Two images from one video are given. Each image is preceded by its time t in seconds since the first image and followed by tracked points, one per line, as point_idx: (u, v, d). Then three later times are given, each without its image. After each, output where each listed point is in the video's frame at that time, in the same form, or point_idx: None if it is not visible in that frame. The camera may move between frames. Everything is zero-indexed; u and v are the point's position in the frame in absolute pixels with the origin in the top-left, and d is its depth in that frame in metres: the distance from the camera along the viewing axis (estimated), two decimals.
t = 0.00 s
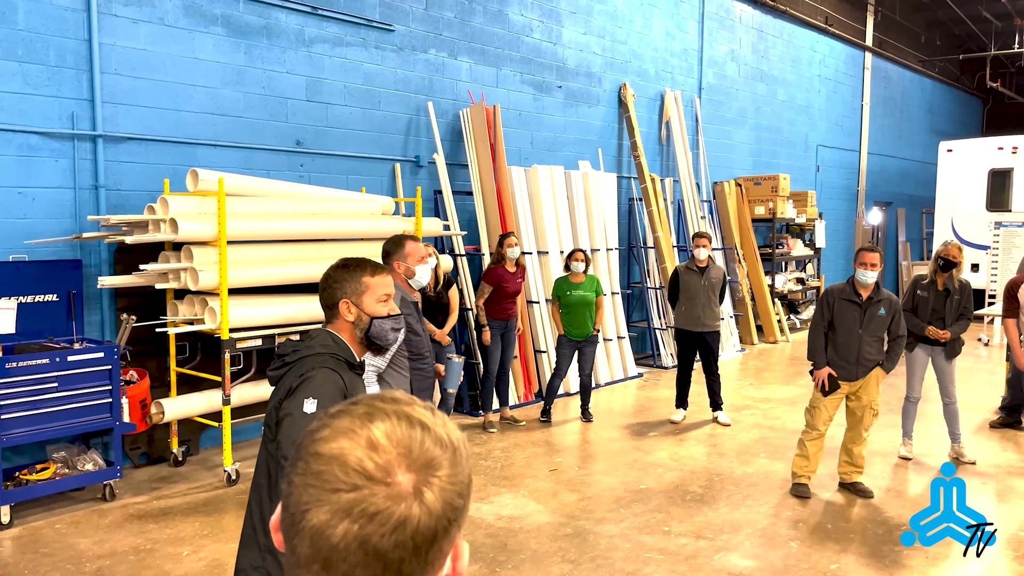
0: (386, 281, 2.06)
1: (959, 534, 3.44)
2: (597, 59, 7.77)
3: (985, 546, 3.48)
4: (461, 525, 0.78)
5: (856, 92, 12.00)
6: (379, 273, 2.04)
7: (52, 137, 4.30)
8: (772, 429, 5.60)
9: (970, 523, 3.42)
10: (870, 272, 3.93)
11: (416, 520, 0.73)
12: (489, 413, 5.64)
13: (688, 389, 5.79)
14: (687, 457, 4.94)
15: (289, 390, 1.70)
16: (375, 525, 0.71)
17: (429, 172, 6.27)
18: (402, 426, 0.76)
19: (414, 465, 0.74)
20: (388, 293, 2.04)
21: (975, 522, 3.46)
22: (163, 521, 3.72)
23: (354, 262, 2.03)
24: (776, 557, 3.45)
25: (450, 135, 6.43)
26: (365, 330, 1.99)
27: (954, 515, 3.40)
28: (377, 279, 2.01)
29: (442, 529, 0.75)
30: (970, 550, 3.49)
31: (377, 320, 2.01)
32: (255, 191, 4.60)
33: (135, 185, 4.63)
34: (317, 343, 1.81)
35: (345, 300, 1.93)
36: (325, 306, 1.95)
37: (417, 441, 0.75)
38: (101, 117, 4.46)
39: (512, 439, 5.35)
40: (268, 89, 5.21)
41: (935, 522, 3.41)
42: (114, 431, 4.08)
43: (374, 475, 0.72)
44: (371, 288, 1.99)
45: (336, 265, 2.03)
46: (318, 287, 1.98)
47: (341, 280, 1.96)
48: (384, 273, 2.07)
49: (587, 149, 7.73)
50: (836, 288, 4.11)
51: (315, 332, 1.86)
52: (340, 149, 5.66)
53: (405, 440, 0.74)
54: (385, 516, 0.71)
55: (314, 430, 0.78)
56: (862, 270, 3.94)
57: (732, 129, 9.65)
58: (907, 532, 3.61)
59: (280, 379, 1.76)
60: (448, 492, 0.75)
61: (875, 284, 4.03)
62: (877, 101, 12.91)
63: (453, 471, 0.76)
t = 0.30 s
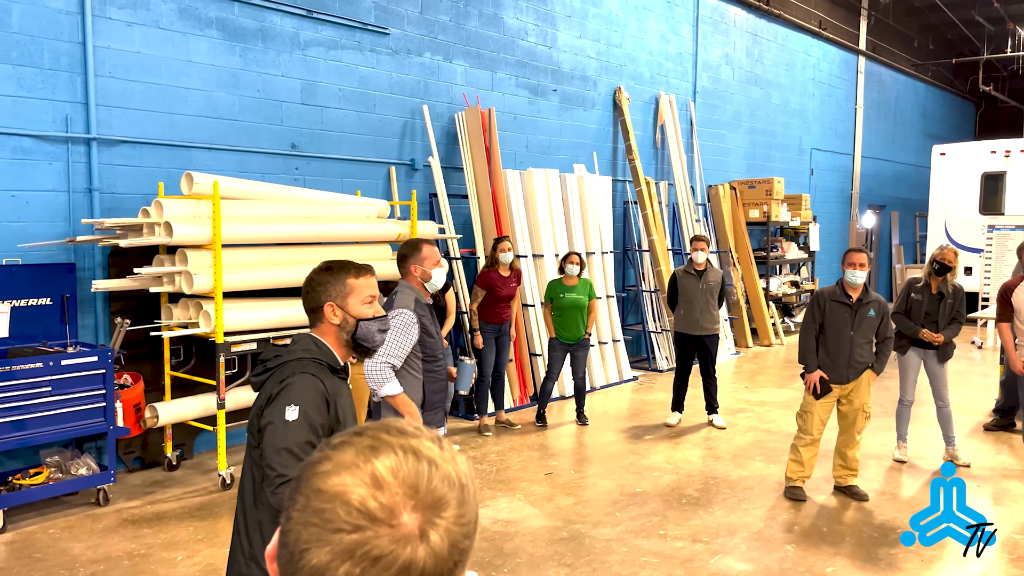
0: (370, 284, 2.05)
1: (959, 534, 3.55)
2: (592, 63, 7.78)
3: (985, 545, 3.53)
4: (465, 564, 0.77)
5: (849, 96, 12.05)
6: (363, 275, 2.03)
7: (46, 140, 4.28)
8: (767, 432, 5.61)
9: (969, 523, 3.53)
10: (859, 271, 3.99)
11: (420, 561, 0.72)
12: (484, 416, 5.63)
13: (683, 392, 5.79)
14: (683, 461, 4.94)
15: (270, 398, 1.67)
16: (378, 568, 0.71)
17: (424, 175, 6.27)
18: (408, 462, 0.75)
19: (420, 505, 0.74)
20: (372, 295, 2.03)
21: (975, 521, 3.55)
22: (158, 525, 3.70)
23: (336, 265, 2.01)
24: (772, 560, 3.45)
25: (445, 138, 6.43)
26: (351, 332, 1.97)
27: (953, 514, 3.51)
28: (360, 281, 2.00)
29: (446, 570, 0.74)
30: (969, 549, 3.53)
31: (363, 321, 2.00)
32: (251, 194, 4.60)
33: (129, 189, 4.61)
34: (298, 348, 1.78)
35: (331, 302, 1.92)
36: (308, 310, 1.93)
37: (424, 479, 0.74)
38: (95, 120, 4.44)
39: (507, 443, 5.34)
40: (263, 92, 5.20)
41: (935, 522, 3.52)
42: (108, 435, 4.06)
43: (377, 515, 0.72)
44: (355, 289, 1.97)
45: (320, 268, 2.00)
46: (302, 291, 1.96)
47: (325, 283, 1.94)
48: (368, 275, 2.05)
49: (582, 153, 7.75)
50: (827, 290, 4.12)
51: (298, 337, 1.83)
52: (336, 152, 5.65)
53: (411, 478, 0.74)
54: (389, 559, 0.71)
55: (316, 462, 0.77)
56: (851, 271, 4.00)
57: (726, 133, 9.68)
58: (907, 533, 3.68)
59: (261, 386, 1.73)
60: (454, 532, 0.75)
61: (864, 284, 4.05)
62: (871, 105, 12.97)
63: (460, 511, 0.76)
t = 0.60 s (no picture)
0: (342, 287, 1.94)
1: (960, 534, 3.56)
2: (587, 65, 7.79)
3: (985, 545, 3.55)
4: None
5: (843, 99, 12.09)
6: (335, 277, 1.92)
7: (39, 141, 4.27)
8: (763, 434, 5.61)
9: (970, 523, 3.56)
10: (840, 272, 4.02)
11: None
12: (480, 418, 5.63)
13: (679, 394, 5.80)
14: (678, 463, 4.95)
15: (235, 422, 1.63)
16: None
17: (420, 177, 6.25)
18: (393, 480, 0.74)
19: (405, 525, 0.73)
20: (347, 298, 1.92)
21: (975, 521, 3.57)
22: (152, 528, 3.69)
23: (302, 267, 1.89)
24: (768, 561, 3.46)
25: (440, 140, 6.42)
26: (325, 340, 1.87)
27: (954, 514, 3.52)
28: (331, 283, 1.88)
29: None
30: (970, 549, 3.55)
31: (336, 328, 1.89)
32: (246, 196, 4.60)
33: (123, 191, 4.60)
34: (262, 364, 1.71)
35: (300, 309, 1.82)
36: (276, 317, 1.83)
37: (408, 498, 0.73)
38: (90, 122, 4.43)
39: (503, 445, 5.34)
40: (258, 94, 5.19)
41: (936, 522, 3.52)
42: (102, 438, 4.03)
43: (360, 536, 0.71)
44: (326, 294, 1.87)
45: (284, 273, 1.88)
46: (268, 299, 1.86)
47: (292, 289, 1.84)
48: (341, 277, 1.94)
49: (577, 155, 7.76)
50: (810, 291, 4.14)
51: (263, 350, 1.75)
52: (331, 154, 5.64)
53: (395, 497, 0.72)
54: None
55: (299, 479, 0.77)
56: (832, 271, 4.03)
57: (721, 135, 9.70)
58: (908, 533, 3.70)
59: (225, 408, 1.68)
60: (441, 552, 0.73)
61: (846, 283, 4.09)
62: (865, 108, 13.02)
63: (448, 531, 0.74)
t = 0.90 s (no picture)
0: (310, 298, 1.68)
1: (960, 534, 3.58)
2: (583, 67, 7.79)
3: (985, 546, 3.58)
4: None
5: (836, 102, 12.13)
6: (300, 286, 1.67)
7: (33, 143, 4.25)
8: (757, 436, 5.62)
9: (970, 523, 3.58)
10: (822, 275, 4.02)
11: None
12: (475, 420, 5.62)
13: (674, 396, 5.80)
14: (674, 465, 4.94)
15: (184, 451, 1.46)
16: None
17: (415, 179, 6.25)
18: (371, 488, 0.72)
19: (381, 535, 0.71)
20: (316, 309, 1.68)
21: (975, 521, 3.60)
22: (146, 532, 3.67)
23: (263, 276, 1.64)
24: (764, 563, 3.46)
25: (436, 142, 6.42)
26: (294, 359, 1.65)
27: (954, 514, 3.54)
28: (296, 295, 1.63)
29: None
30: (971, 549, 3.57)
31: (304, 345, 1.67)
32: (241, 198, 4.60)
33: (117, 192, 4.58)
34: (219, 386, 1.52)
35: (264, 328, 1.59)
36: (237, 335, 1.60)
37: (386, 507, 0.71)
38: (84, 123, 4.41)
39: (498, 447, 5.33)
40: (252, 96, 5.18)
41: (936, 522, 3.55)
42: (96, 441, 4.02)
43: (333, 545, 0.69)
44: (292, 308, 1.62)
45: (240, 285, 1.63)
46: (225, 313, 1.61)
47: (254, 303, 1.60)
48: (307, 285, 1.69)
49: (573, 157, 7.77)
50: (794, 294, 4.15)
51: (224, 368, 1.56)
52: (326, 155, 5.64)
53: (373, 506, 0.70)
54: None
55: (273, 485, 0.75)
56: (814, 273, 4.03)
57: (715, 138, 9.72)
58: (907, 533, 3.73)
59: (178, 434, 1.51)
60: (418, 563, 0.71)
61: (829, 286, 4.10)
62: (858, 110, 13.07)
63: (427, 541, 0.72)
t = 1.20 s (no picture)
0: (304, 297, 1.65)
1: (959, 534, 3.57)
2: (580, 68, 7.79)
3: (985, 545, 3.56)
4: None
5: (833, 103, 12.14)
6: (298, 286, 1.64)
7: (31, 143, 4.23)
8: (756, 437, 5.61)
9: (970, 523, 3.56)
10: (811, 275, 4.01)
11: None
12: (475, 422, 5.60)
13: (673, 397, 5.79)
14: (674, 466, 4.93)
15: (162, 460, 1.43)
16: None
17: (413, 181, 6.24)
18: (434, 479, 0.73)
19: (440, 523, 0.71)
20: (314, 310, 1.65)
21: (975, 522, 3.58)
22: (146, 534, 3.65)
23: (260, 274, 1.60)
24: (767, 564, 3.46)
25: (434, 143, 6.41)
26: (290, 360, 1.62)
27: (953, 514, 3.52)
28: (294, 295, 1.61)
29: None
30: (970, 549, 3.56)
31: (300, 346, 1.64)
32: (239, 199, 4.58)
33: (115, 193, 4.57)
34: (202, 394, 1.49)
35: (262, 328, 1.56)
36: (232, 335, 1.56)
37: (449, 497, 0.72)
38: (82, 123, 4.39)
39: (498, 448, 5.32)
40: (251, 96, 5.17)
41: (936, 522, 3.53)
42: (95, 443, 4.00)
43: (397, 524, 0.69)
44: (290, 307, 1.59)
45: (233, 285, 1.59)
46: (216, 313, 1.57)
47: (252, 303, 1.56)
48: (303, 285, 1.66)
49: (570, 158, 7.76)
50: (786, 296, 4.15)
51: (210, 374, 1.53)
52: (325, 156, 5.62)
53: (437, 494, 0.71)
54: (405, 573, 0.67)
55: (333, 468, 0.75)
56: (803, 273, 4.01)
57: (712, 139, 9.71)
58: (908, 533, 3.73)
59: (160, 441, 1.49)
60: (474, 557, 0.71)
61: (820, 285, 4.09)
62: (854, 112, 13.09)
63: (481, 537, 0.73)
